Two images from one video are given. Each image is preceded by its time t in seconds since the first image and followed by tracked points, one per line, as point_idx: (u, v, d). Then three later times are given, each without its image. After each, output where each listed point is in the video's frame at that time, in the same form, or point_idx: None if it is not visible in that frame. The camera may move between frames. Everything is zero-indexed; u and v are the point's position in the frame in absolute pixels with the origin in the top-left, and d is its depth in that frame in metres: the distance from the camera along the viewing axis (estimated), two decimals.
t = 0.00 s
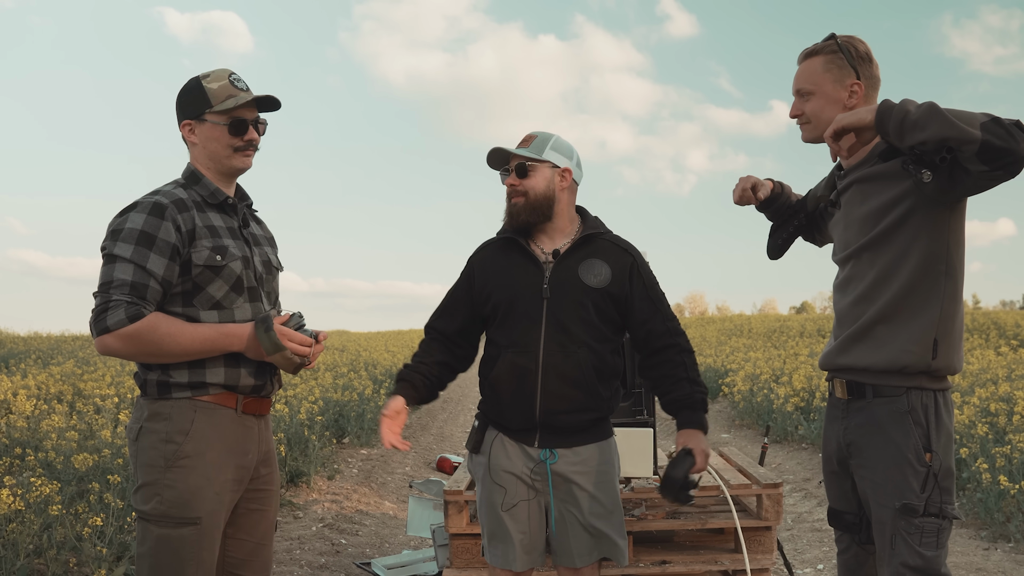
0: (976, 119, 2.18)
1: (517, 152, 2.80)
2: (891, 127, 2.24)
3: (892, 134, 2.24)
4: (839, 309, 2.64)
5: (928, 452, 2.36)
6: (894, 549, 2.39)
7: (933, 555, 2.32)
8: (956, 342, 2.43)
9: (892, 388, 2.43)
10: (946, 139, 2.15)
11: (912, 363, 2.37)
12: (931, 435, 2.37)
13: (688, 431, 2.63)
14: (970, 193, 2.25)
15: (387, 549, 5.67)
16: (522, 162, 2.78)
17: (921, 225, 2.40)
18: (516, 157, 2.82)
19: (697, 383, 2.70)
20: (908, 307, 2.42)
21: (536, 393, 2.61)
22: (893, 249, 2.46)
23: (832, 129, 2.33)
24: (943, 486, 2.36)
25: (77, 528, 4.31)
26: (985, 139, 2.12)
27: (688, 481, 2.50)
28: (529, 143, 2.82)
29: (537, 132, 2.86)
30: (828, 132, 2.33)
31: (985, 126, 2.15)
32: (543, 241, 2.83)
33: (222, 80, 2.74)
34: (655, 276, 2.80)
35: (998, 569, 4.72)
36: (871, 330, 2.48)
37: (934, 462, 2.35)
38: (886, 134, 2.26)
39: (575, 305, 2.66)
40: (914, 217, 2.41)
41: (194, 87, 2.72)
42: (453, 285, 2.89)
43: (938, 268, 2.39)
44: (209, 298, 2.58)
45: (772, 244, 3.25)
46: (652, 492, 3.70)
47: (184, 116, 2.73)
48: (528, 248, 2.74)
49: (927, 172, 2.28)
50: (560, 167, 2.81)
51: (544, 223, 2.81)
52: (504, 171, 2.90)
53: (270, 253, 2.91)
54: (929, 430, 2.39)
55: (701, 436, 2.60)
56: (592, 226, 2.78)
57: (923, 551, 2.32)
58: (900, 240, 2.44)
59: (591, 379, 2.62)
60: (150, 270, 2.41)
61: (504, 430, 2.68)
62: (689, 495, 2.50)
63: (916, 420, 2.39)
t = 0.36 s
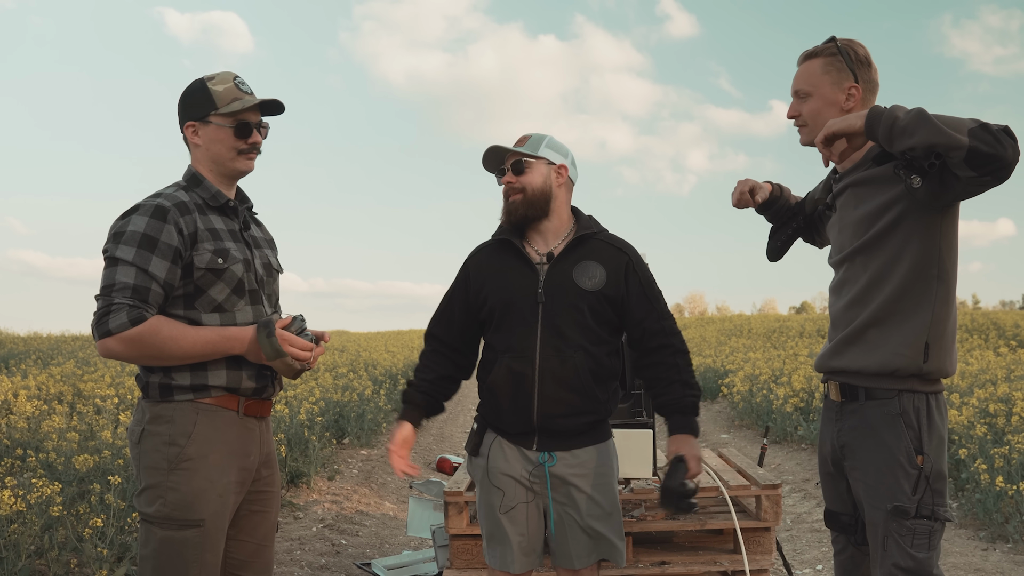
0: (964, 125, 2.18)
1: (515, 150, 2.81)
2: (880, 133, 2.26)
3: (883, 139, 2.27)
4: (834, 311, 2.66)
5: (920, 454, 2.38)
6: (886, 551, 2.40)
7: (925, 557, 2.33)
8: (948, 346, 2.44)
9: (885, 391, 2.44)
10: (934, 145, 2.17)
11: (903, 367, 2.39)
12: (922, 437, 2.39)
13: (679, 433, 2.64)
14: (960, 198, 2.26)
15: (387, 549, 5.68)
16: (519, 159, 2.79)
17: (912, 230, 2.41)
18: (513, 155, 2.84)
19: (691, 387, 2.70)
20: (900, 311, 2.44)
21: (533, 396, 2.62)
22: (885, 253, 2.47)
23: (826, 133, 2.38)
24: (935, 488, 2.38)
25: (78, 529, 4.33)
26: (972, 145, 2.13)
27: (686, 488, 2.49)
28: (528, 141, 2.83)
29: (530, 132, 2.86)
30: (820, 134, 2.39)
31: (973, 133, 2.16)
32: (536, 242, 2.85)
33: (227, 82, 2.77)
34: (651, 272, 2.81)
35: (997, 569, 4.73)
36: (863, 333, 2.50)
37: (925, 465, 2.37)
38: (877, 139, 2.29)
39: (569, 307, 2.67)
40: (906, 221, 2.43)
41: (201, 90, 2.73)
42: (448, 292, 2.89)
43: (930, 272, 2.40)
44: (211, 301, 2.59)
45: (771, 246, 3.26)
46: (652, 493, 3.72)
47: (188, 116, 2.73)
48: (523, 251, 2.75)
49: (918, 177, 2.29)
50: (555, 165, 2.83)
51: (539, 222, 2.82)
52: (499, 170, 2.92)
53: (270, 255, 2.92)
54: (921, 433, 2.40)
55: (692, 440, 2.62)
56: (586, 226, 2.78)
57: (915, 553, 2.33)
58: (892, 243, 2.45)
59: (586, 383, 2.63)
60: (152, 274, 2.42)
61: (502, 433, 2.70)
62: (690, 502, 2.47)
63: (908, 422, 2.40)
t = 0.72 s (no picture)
0: (959, 130, 2.20)
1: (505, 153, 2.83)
2: (876, 137, 2.27)
3: (877, 143, 2.28)
4: (830, 315, 2.67)
5: (916, 456, 2.39)
6: (883, 552, 2.41)
7: (922, 557, 2.35)
8: (943, 348, 2.45)
9: (881, 393, 2.46)
10: (929, 149, 2.19)
11: (899, 369, 2.40)
12: (918, 439, 2.40)
13: (665, 436, 2.64)
14: (955, 202, 2.27)
15: (387, 550, 5.69)
16: (509, 161, 2.81)
17: (907, 233, 2.43)
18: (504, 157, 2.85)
19: (670, 391, 2.70)
20: (896, 314, 2.45)
21: (532, 398, 2.64)
22: (881, 256, 2.49)
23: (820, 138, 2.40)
24: (931, 489, 2.39)
25: (80, 529, 4.34)
26: (967, 149, 2.15)
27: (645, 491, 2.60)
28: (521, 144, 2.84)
29: (521, 135, 2.88)
30: (816, 138, 2.41)
31: (968, 138, 2.17)
32: (530, 245, 2.86)
33: (245, 84, 2.82)
34: (644, 271, 2.82)
35: (996, 570, 4.74)
36: (859, 336, 2.51)
37: (922, 466, 2.38)
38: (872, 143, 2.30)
39: (566, 309, 2.68)
40: (901, 225, 2.44)
41: (218, 91, 2.74)
42: (449, 301, 2.92)
43: (925, 275, 2.42)
44: (215, 304, 2.60)
45: (768, 249, 3.27)
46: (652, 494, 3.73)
47: (206, 116, 2.72)
48: (519, 255, 2.76)
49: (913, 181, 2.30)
50: (546, 166, 2.84)
51: (532, 223, 2.83)
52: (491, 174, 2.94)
53: (273, 258, 2.94)
54: (917, 434, 2.42)
55: (660, 448, 2.64)
56: (580, 226, 2.80)
57: (912, 554, 2.35)
58: (887, 247, 2.47)
59: (582, 385, 2.65)
60: (157, 277, 2.43)
61: (502, 435, 2.72)
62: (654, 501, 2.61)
63: (904, 424, 2.42)
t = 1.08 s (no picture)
0: (956, 136, 2.21)
1: (491, 158, 2.83)
2: (875, 143, 2.29)
3: (876, 148, 2.30)
4: (826, 318, 2.69)
5: (910, 458, 2.41)
6: (878, 553, 2.43)
7: (916, 559, 2.37)
8: (938, 352, 2.47)
9: (875, 396, 2.47)
10: (926, 156, 2.20)
11: (894, 372, 2.42)
12: (912, 441, 2.42)
13: (683, 422, 2.66)
14: (951, 208, 2.29)
15: (388, 550, 5.71)
16: (496, 166, 2.83)
17: (903, 238, 2.44)
18: (490, 162, 2.85)
19: (681, 379, 2.72)
20: (891, 317, 2.47)
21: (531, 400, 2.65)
22: (877, 261, 2.50)
23: (819, 143, 2.42)
24: (924, 492, 2.41)
25: (82, 530, 4.36)
26: (963, 156, 2.16)
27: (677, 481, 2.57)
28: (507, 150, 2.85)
29: (507, 142, 2.89)
30: (814, 144, 2.43)
31: (964, 144, 2.19)
32: (522, 248, 2.86)
33: (249, 90, 2.85)
34: (638, 271, 2.83)
35: (993, 571, 4.77)
36: (854, 339, 2.53)
37: (916, 469, 2.41)
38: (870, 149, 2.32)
39: (564, 310, 2.70)
40: (896, 230, 2.46)
41: (223, 96, 2.77)
42: (449, 293, 2.84)
43: (920, 280, 2.43)
44: (217, 306, 2.62)
45: (762, 252, 3.28)
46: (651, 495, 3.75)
47: (210, 120, 2.74)
48: (514, 257, 2.76)
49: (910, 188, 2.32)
50: (533, 170, 2.85)
51: (523, 227, 2.84)
52: (479, 181, 2.92)
53: (275, 261, 2.95)
54: (910, 437, 2.44)
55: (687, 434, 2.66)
56: (571, 228, 2.82)
57: (906, 556, 2.37)
58: (883, 251, 2.49)
59: (580, 385, 2.67)
60: (161, 279, 2.45)
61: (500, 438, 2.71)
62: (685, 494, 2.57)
63: (898, 427, 2.44)
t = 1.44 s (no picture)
0: (953, 140, 2.23)
1: (486, 164, 2.84)
2: (872, 145, 2.31)
3: (873, 150, 2.32)
4: (821, 319, 2.71)
5: (903, 458, 2.43)
6: (870, 552, 2.45)
7: (908, 557, 2.39)
8: (931, 354, 2.49)
9: (868, 396, 2.49)
10: (923, 158, 2.22)
11: (887, 372, 2.44)
12: (905, 441, 2.44)
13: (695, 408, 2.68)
14: (946, 211, 2.31)
15: (387, 550, 5.73)
16: (492, 174, 2.83)
17: (898, 241, 2.46)
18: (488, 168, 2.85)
19: (689, 370, 2.78)
20: (886, 318, 2.49)
21: (533, 400, 2.66)
22: (872, 262, 2.52)
23: (818, 146, 2.44)
24: (917, 491, 2.43)
25: (82, 529, 4.38)
26: (959, 159, 2.18)
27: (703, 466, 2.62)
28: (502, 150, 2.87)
29: (503, 143, 2.90)
30: (812, 147, 2.44)
31: (960, 147, 2.21)
32: (521, 250, 2.88)
33: (252, 93, 2.87)
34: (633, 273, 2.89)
35: (990, 570, 4.79)
36: (848, 340, 2.55)
37: (908, 468, 2.42)
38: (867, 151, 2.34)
39: (564, 311, 2.72)
40: (892, 232, 2.48)
41: (227, 99, 2.78)
42: (438, 292, 2.85)
43: (914, 281, 2.45)
44: (216, 305, 2.64)
45: (758, 255, 3.30)
46: (648, 495, 3.77)
47: (212, 122, 2.76)
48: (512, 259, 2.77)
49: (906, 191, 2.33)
50: (530, 174, 2.87)
51: (520, 232, 2.86)
52: (474, 185, 2.96)
53: (274, 261, 2.97)
54: (903, 436, 2.45)
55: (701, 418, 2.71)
56: (568, 230, 2.84)
57: (898, 554, 2.39)
58: (879, 253, 2.50)
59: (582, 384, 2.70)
60: (160, 279, 2.47)
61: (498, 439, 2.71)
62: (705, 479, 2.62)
63: (891, 427, 2.46)
